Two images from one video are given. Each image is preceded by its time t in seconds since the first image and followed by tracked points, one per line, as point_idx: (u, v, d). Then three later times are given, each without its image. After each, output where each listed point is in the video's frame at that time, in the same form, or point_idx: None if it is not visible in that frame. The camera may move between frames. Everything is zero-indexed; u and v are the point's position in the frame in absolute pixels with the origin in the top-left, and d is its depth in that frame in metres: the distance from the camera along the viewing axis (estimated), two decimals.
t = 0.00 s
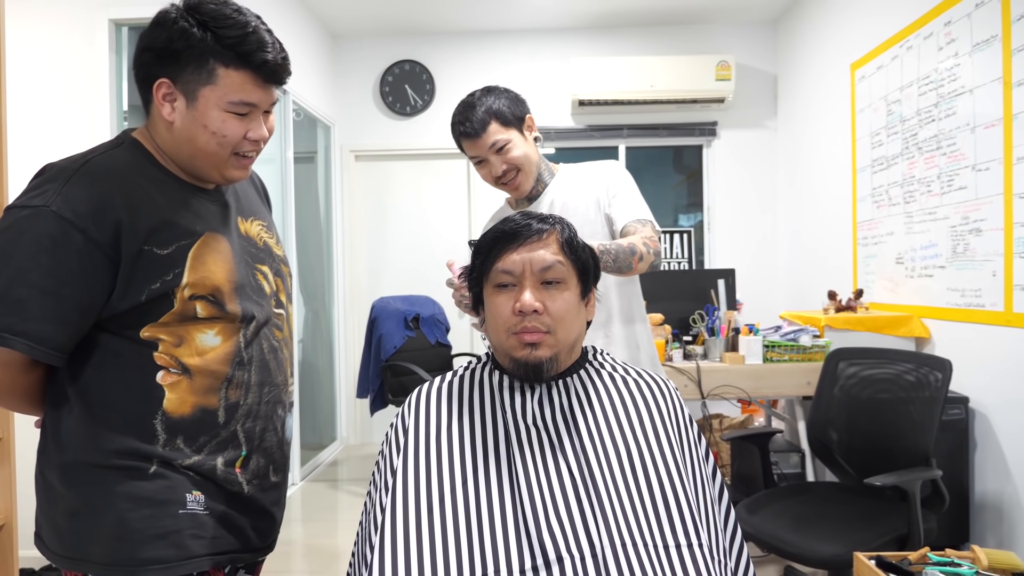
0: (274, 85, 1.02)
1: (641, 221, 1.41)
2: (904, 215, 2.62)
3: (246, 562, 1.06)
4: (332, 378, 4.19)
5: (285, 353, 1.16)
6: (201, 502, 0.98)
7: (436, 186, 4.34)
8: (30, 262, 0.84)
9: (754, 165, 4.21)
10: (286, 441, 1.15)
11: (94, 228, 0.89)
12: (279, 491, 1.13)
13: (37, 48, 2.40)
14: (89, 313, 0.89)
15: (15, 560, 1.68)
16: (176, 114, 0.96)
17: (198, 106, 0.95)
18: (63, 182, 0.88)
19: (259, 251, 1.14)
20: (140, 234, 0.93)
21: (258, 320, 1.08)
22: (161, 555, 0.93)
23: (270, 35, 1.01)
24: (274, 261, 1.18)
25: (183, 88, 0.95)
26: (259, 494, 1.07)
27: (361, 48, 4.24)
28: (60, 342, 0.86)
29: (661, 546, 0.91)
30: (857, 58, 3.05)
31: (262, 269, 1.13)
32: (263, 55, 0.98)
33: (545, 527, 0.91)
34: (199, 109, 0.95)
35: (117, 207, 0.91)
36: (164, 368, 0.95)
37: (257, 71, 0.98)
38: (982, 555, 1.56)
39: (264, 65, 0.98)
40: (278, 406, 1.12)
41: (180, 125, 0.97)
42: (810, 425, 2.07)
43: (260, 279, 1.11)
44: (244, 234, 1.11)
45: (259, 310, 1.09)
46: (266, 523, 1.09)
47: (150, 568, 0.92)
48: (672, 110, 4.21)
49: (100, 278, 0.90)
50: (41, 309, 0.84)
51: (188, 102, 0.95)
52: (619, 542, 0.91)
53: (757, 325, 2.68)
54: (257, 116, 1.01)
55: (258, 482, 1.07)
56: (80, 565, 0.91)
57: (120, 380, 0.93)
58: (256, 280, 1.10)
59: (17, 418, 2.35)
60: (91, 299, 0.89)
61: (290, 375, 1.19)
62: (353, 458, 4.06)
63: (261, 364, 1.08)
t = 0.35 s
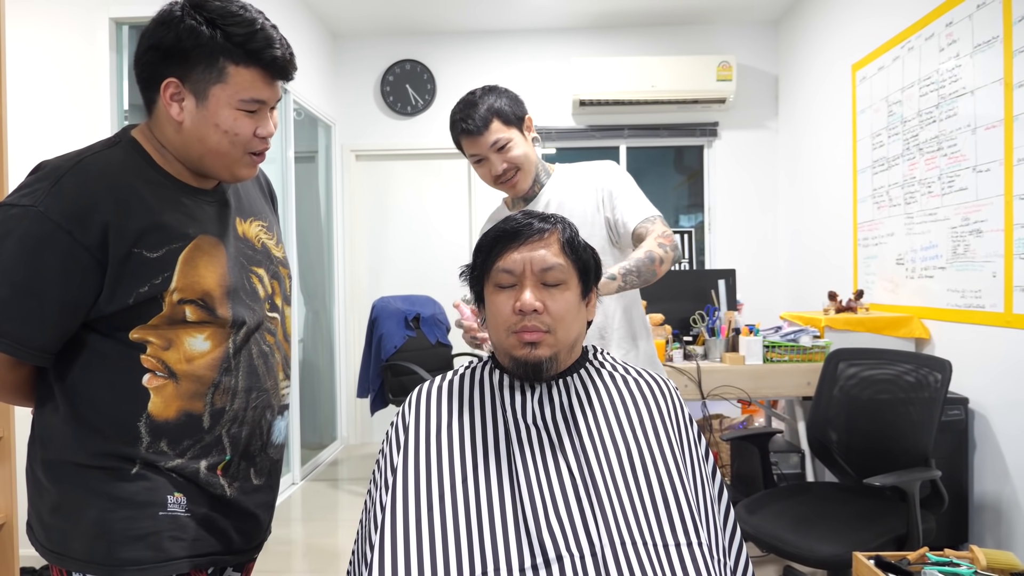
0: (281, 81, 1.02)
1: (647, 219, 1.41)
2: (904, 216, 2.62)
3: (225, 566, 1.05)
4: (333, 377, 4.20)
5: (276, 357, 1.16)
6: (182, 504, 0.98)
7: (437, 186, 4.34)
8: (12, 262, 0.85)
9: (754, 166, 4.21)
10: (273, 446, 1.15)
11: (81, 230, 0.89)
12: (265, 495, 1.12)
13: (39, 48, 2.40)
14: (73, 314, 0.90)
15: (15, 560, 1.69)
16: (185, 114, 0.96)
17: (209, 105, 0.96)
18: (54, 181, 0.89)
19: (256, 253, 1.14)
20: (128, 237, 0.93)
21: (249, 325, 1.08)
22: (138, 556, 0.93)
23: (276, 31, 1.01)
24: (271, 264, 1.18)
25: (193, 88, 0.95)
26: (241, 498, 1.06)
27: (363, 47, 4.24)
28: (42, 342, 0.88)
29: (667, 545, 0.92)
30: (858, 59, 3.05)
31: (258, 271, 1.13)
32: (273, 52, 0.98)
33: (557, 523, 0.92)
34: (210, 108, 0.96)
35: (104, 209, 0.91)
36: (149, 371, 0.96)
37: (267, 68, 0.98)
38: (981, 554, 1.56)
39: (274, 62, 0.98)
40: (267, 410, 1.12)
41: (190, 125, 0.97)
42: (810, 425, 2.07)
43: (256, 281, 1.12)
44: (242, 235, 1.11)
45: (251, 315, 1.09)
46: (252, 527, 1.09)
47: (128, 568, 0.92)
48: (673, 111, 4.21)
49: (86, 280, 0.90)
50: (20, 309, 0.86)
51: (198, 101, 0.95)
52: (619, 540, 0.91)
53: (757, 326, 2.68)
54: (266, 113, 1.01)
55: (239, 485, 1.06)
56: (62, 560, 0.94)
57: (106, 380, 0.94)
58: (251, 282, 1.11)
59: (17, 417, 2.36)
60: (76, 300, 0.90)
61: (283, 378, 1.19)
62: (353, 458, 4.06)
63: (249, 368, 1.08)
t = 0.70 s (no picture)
0: (267, 67, 1.03)
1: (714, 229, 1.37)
2: (905, 216, 2.63)
3: (231, 569, 1.05)
4: (333, 377, 4.20)
5: (277, 352, 1.16)
6: (185, 507, 0.98)
7: (439, 186, 4.35)
8: (4, 256, 0.86)
9: (755, 166, 4.21)
10: (280, 442, 1.14)
11: (71, 223, 0.89)
12: (271, 494, 1.12)
13: (38, 47, 2.39)
14: (68, 310, 0.91)
15: (15, 558, 1.69)
16: (170, 105, 0.97)
17: (193, 95, 0.96)
18: (44, 176, 0.90)
19: (254, 247, 1.14)
20: (121, 230, 0.93)
21: (248, 319, 1.08)
22: (138, 561, 0.93)
23: (259, 16, 1.01)
24: (269, 258, 1.18)
25: (176, 77, 0.96)
26: (249, 497, 1.06)
27: (364, 47, 4.25)
28: (36, 340, 0.89)
29: (667, 545, 0.92)
30: (859, 59, 3.05)
31: (256, 266, 1.13)
32: (255, 36, 0.98)
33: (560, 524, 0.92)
34: (194, 97, 0.96)
35: (95, 204, 0.91)
36: (149, 368, 0.96)
37: (250, 52, 0.99)
38: (982, 553, 1.56)
39: (256, 46, 0.99)
40: (269, 408, 1.12)
41: (175, 116, 0.97)
42: (810, 425, 2.07)
43: (254, 275, 1.12)
44: (239, 229, 1.11)
45: (250, 309, 1.09)
46: (257, 526, 1.09)
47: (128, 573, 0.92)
48: (674, 110, 4.21)
49: (79, 275, 0.91)
50: (14, 305, 0.87)
51: (182, 91, 0.96)
52: (620, 540, 0.92)
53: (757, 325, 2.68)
54: (252, 99, 1.01)
55: (246, 485, 1.06)
56: (63, 564, 0.94)
57: (102, 377, 0.94)
58: (250, 276, 1.10)
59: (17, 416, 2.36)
60: (69, 295, 0.90)
61: (285, 375, 1.19)
62: (354, 458, 4.06)
63: (251, 362, 1.08)
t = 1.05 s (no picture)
0: (261, 69, 1.03)
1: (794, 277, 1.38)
2: (906, 215, 2.63)
3: (258, 564, 1.07)
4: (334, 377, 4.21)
5: (289, 344, 1.18)
6: (213, 506, 0.99)
7: (440, 186, 4.35)
8: (16, 259, 0.84)
9: (756, 166, 4.22)
10: (295, 432, 1.16)
11: (83, 222, 0.89)
12: (291, 485, 1.14)
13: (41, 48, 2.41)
14: (82, 311, 0.90)
15: (17, 559, 1.69)
16: (162, 103, 0.97)
17: (185, 94, 0.96)
18: (49, 177, 0.89)
19: (256, 240, 1.15)
20: (132, 228, 0.94)
21: (261, 312, 1.09)
22: (173, 562, 0.94)
23: (256, 18, 1.02)
24: (271, 251, 1.19)
25: (169, 76, 0.96)
26: (272, 490, 1.08)
27: (365, 47, 4.25)
28: (56, 343, 0.87)
29: (664, 545, 0.92)
30: (860, 58, 3.05)
31: (260, 258, 1.14)
32: (250, 39, 0.99)
33: (557, 522, 0.92)
34: (186, 97, 0.97)
35: (105, 203, 0.91)
36: (171, 365, 0.97)
37: (245, 55, 0.99)
38: (985, 553, 1.56)
39: (251, 50, 0.99)
40: (286, 398, 1.14)
41: (167, 114, 0.98)
42: (811, 425, 2.07)
43: (260, 268, 1.12)
44: (240, 225, 1.12)
45: (262, 301, 1.10)
46: (280, 518, 1.11)
47: None
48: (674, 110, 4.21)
49: (92, 275, 0.90)
50: (33, 309, 0.85)
51: (174, 90, 0.96)
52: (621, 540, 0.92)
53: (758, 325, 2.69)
54: (245, 101, 1.02)
55: (271, 477, 1.09)
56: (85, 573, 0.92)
57: (119, 379, 0.94)
58: (256, 269, 1.11)
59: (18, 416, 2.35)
60: (86, 296, 0.90)
61: (294, 365, 1.21)
62: (355, 458, 4.06)
63: (268, 356, 1.10)
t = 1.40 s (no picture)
0: (264, 81, 1.03)
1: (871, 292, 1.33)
2: (906, 215, 2.63)
3: (262, 560, 1.08)
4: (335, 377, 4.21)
5: (291, 343, 1.19)
6: (223, 503, 1.00)
7: (440, 186, 4.35)
8: (32, 261, 0.84)
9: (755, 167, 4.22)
10: (297, 430, 1.18)
11: (95, 224, 0.89)
12: (292, 481, 1.15)
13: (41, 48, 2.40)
14: (96, 313, 0.90)
15: (17, 559, 1.70)
16: (164, 110, 0.98)
17: (187, 103, 0.97)
18: (61, 179, 0.89)
19: (258, 240, 1.15)
20: (144, 229, 0.94)
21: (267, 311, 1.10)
22: (183, 559, 0.94)
23: (262, 30, 1.02)
24: (271, 250, 1.20)
25: (172, 84, 0.96)
26: (276, 486, 1.10)
27: (365, 47, 4.25)
28: (72, 345, 0.88)
29: (662, 544, 0.93)
30: (859, 58, 3.06)
31: (263, 258, 1.15)
32: (256, 53, 0.99)
33: (553, 521, 0.93)
34: (189, 106, 0.97)
35: (119, 204, 0.92)
36: (181, 365, 0.97)
37: (249, 68, 0.99)
38: (982, 551, 1.56)
39: (256, 63, 1.00)
40: (289, 394, 1.16)
41: (168, 121, 0.98)
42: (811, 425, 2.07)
43: (263, 267, 1.13)
44: (242, 225, 1.12)
45: (267, 300, 1.11)
46: (284, 513, 1.12)
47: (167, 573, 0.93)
48: (674, 110, 4.22)
49: (105, 277, 0.91)
50: (49, 312, 0.85)
51: (177, 98, 0.97)
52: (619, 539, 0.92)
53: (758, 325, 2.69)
54: (247, 112, 1.03)
55: (276, 473, 1.10)
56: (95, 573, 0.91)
57: (130, 379, 0.94)
58: (260, 268, 1.12)
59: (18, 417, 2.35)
60: (100, 298, 0.90)
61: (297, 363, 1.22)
62: (355, 458, 4.06)
63: (274, 355, 1.11)
